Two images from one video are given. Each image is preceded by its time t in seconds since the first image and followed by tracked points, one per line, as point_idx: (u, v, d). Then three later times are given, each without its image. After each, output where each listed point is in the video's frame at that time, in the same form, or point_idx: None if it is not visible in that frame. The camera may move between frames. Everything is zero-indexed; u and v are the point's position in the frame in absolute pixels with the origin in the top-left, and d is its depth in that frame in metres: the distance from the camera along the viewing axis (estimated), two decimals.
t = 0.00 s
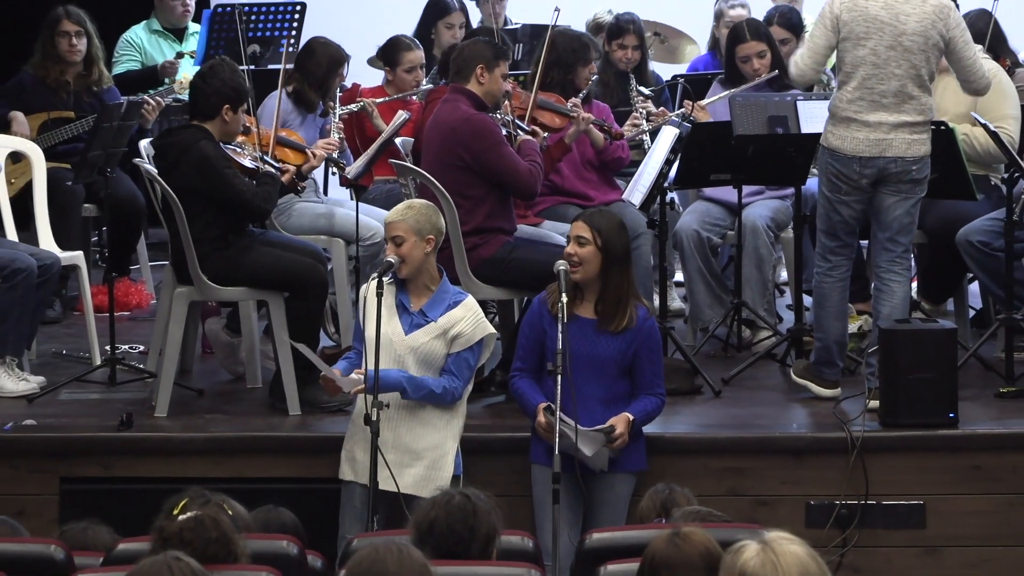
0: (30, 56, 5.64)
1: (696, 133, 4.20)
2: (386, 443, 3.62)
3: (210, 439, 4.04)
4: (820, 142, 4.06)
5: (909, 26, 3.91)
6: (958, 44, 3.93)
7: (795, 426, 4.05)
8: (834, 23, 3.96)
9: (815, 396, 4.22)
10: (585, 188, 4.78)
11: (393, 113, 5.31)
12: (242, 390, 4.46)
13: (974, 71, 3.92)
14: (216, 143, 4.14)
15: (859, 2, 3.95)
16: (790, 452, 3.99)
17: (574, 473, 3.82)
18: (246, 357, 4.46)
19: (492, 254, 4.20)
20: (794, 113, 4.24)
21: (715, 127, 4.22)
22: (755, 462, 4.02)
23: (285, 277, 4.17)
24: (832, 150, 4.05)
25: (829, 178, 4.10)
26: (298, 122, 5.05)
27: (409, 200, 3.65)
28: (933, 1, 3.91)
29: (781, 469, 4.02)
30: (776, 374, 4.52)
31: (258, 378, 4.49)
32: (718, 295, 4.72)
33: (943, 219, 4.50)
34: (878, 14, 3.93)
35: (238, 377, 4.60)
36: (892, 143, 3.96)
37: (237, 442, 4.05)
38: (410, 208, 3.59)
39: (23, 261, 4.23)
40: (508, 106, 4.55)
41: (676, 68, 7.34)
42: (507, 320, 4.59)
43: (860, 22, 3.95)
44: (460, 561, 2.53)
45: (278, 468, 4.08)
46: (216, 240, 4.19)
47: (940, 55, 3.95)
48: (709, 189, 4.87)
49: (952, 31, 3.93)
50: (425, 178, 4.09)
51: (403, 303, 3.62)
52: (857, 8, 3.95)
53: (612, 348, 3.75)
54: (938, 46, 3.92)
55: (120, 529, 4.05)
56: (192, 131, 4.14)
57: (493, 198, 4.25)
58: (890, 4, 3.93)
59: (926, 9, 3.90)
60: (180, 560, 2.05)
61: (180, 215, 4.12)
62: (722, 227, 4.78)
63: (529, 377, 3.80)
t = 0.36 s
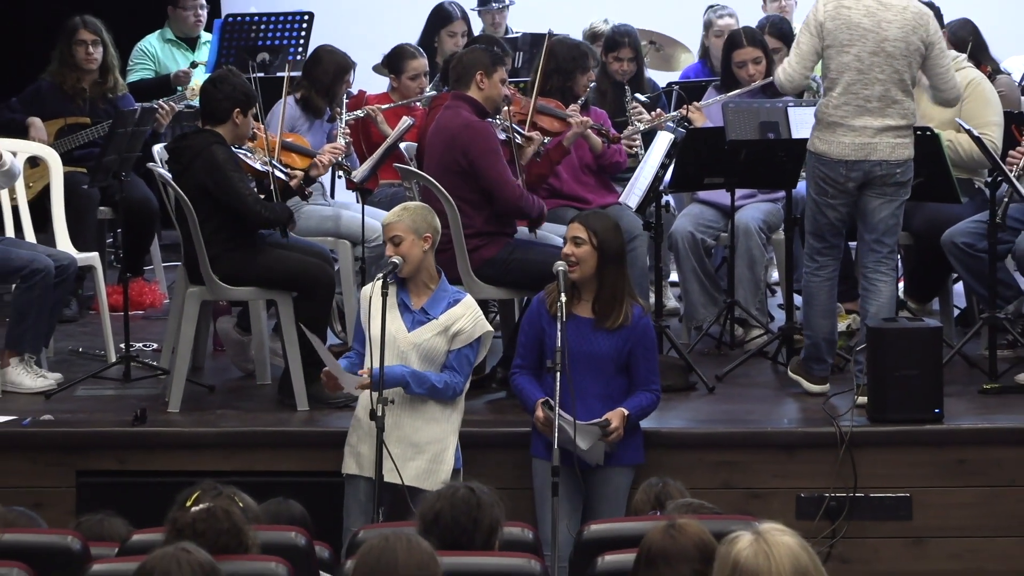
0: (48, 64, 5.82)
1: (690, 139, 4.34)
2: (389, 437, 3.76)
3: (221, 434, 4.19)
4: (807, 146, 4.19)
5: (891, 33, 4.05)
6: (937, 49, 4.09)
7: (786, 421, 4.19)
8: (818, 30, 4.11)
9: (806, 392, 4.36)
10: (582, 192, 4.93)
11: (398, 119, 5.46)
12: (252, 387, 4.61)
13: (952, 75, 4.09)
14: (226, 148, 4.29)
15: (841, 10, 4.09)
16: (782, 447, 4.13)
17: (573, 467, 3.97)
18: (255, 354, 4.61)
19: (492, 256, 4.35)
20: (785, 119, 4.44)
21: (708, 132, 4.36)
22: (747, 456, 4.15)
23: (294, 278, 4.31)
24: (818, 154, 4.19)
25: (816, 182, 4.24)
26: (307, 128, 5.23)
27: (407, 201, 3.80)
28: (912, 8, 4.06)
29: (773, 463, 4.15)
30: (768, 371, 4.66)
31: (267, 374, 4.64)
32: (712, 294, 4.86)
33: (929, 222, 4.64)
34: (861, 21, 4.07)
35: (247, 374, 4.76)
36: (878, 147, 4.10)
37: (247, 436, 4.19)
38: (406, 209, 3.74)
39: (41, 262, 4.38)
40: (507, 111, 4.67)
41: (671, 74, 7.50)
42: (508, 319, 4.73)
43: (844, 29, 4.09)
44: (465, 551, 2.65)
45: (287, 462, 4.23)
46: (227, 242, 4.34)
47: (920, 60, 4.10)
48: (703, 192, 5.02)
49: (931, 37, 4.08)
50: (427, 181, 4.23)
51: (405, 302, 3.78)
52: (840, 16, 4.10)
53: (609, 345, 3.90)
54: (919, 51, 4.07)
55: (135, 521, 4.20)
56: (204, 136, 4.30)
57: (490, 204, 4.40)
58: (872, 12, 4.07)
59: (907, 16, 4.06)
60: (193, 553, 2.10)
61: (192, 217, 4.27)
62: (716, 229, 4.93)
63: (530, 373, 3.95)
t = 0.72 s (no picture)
0: (65, 72, 5.98)
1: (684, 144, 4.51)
2: (395, 432, 3.91)
3: (232, 429, 4.34)
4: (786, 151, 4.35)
5: (855, 40, 4.18)
6: (904, 53, 4.19)
7: (776, 416, 4.33)
8: (787, 42, 4.28)
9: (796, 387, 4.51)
10: (581, 195, 5.08)
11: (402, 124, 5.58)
12: (262, 383, 4.77)
13: (920, 78, 4.19)
14: (226, 153, 4.46)
15: (808, 21, 4.25)
16: (773, 442, 4.27)
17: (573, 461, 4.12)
18: (265, 351, 4.77)
19: (494, 258, 4.51)
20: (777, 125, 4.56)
21: (699, 137, 4.51)
22: (740, 451, 4.30)
23: (302, 278, 4.46)
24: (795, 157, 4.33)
25: (795, 186, 4.38)
26: (313, 133, 5.42)
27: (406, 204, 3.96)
28: (877, 16, 4.19)
29: (765, 457, 4.29)
30: (760, 368, 4.81)
31: (276, 371, 4.79)
32: (706, 293, 5.02)
33: (915, 224, 4.79)
34: (826, 31, 4.22)
35: (257, 370, 4.92)
36: (849, 149, 4.24)
37: (255, 431, 4.34)
38: (403, 212, 3.90)
39: (58, 263, 4.56)
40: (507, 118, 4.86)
41: (667, 82, 7.66)
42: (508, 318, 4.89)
43: (811, 38, 4.24)
44: (466, 541, 2.81)
45: (296, 455, 4.38)
46: (236, 244, 4.50)
47: (888, 65, 4.21)
48: (697, 195, 5.18)
49: (897, 41, 4.19)
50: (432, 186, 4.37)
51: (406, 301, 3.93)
52: (806, 27, 4.25)
53: (605, 340, 4.05)
54: (884, 56, 4.19)
55: (149, 513, 4.35)
56: (206, 143, 4.47)
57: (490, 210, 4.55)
58: (837, 22, 4.22)
59: (871, 24, 4.18)
60: (205, 544, 2.22)
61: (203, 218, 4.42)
62: (710, 231, 5.09)
63: (530, 373, 4.09)
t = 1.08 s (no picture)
0: (80, 80, 6.19)
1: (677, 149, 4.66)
2: (400, 428, 4.06)
3: (240, 424, 4.48)
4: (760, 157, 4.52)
5: (821, 51, 4.35)
6: (869, 61, 4.35)
7: (767, 411, 4.48)
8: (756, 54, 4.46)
9: (786, 383, 4.66)
10: (578, 198, 5.26)
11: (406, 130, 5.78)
12: (270, 381, 4.92)
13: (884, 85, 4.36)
14: (234, 158, 4.63)
15: (776, 34, 4.41)
16: (764, 437, 4.42)
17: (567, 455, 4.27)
18: (272, 349, 4.92)
19: (496, 258, 4.65)
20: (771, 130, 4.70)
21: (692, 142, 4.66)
22: (732, 446, 4.44)
23: (309, 278, 4.62)
24: (769, 162, 4.52)
25: (769, 187, 4.56)
26: (319, 139, 5.57)
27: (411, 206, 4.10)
28: (843, 26, 4.34)
29: (756, 452, 4.44)
30: (753, 365, 4.96)
31: (284, 368, 4.95)
32: (700, 293, 5.17)
33: (901, 226, 4.94)
34: (794, 43, 4.38)
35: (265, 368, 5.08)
36: (818, 156, 4.41)
37: (262, 426, 4.48)
38: (412, 213, 4.04)
39: (73, 264, 4.73)
40: (508, 123, 5.06)
41: (663, 89, 7.83)
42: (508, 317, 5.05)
43: (779, 50, 4.41)
44: (466, 532, 2.95)
45: (303, 449, 4.52)
46: (244, 245, 4.64)
47: (854, 73, 4.38)
48: (691, 198, 5.34)
49: (862, 50, 4.36)
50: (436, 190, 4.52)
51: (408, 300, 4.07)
52: (774, 39, 4.42)
53: (600, 339, 4.20)
54: (850, 65, 4.35)
55: (162, 505, 4.50)
56: (214, 148, 4.65)
57: (493, 209, 4.70)
58: (804, 33, 4.38)
59: (837, 34, 4.34)
60: (219, 538, 2.34)
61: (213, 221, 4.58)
62: (703, 233, 5.25)
63: (527, 368, 4.25)
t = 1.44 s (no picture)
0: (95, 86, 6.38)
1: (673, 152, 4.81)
2: (405, 424, 4.22)
3: (249, 419, 4.63)
4: (739, 162, 4.71)
5: (796, 59, 4.52)
6: (842, 70, 4.53)
7: (759, 407, 4.63)
8: (734, 63, 4.64)
9: (776, 379, 4.83)
10: (575, 201, 5.44)
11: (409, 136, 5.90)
12: (277, 378, 5.08)
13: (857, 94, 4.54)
14: (251, 162, 4.80)
15: (752, 43, 4.59)
16: (756, 431, 4.56)
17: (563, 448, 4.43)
18: (280, 346, 5.09)
19: (496, 258, 4.81)
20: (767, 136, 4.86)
21: (687, 146, 4.81)
22: (724, 440, 4.59)
23: (317, 278, 4.77)
24: (747, 167, 4.70)
25: (748, 191, 4.75)
26: (325, 143, 5.78)
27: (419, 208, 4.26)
28: (816, 36, 4.53)
29: (748, 446, 4.59)
30: (745, 363, 5.11)
31: (291, 365, 5.12)
32: (693, 292, 5.35)
33: (889, 228, 5.09)
34: (769, 51, 4.56)
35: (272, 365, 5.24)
36: (795, 161, 4.59)
37: (270, 421, 4.63)
38: (422, 215, 4.20)
39: (88, 264, 4.90)
40: (509, 127, 5.23)
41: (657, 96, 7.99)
42: (508, 316, 5.21)
43: (756, 58, 4.59)
44: (466, 523, 3.10)
45: (309, 444, 4.67)
46: (254, 246, 4.80)
47: (828, 81, 4.56)
48: (685, 201, 5.51)
49: (835, 60, 4.54)
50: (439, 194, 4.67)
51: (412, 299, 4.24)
52: (751, 48, 4.60)
53: (596, 338, 4.36)
54: (824, 74, 4.53)
55: (174, 497, 4.66)
56: (231, 150, 4.83)
57: (494, 209, 4.86)
58: (779, 43, 4.56)
59: (811, 44, 4.52)
60: (233, 527, 2.47)
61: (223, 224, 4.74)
62: (696, 235, 5.42)
63: (525, 364, 4.42)
